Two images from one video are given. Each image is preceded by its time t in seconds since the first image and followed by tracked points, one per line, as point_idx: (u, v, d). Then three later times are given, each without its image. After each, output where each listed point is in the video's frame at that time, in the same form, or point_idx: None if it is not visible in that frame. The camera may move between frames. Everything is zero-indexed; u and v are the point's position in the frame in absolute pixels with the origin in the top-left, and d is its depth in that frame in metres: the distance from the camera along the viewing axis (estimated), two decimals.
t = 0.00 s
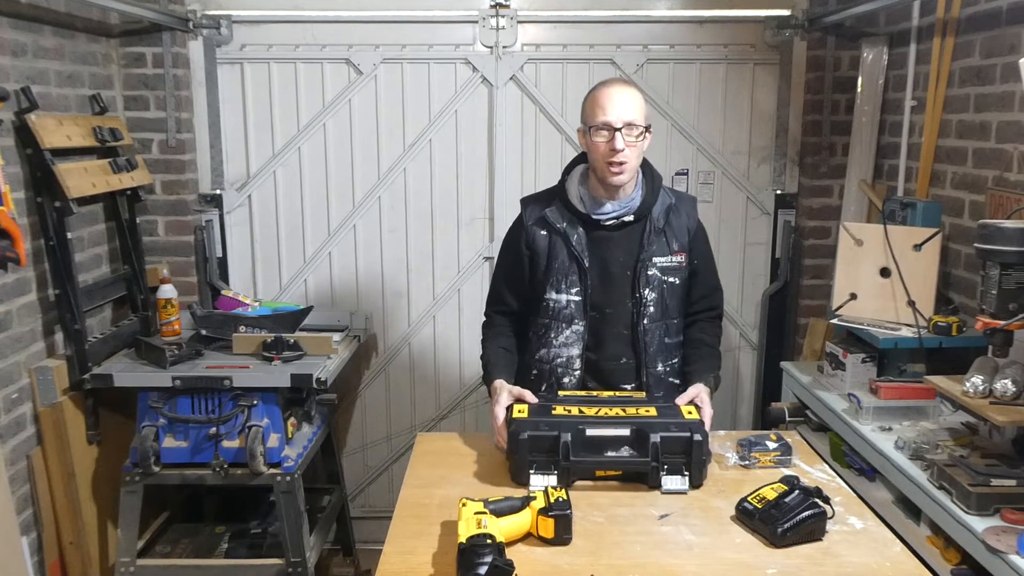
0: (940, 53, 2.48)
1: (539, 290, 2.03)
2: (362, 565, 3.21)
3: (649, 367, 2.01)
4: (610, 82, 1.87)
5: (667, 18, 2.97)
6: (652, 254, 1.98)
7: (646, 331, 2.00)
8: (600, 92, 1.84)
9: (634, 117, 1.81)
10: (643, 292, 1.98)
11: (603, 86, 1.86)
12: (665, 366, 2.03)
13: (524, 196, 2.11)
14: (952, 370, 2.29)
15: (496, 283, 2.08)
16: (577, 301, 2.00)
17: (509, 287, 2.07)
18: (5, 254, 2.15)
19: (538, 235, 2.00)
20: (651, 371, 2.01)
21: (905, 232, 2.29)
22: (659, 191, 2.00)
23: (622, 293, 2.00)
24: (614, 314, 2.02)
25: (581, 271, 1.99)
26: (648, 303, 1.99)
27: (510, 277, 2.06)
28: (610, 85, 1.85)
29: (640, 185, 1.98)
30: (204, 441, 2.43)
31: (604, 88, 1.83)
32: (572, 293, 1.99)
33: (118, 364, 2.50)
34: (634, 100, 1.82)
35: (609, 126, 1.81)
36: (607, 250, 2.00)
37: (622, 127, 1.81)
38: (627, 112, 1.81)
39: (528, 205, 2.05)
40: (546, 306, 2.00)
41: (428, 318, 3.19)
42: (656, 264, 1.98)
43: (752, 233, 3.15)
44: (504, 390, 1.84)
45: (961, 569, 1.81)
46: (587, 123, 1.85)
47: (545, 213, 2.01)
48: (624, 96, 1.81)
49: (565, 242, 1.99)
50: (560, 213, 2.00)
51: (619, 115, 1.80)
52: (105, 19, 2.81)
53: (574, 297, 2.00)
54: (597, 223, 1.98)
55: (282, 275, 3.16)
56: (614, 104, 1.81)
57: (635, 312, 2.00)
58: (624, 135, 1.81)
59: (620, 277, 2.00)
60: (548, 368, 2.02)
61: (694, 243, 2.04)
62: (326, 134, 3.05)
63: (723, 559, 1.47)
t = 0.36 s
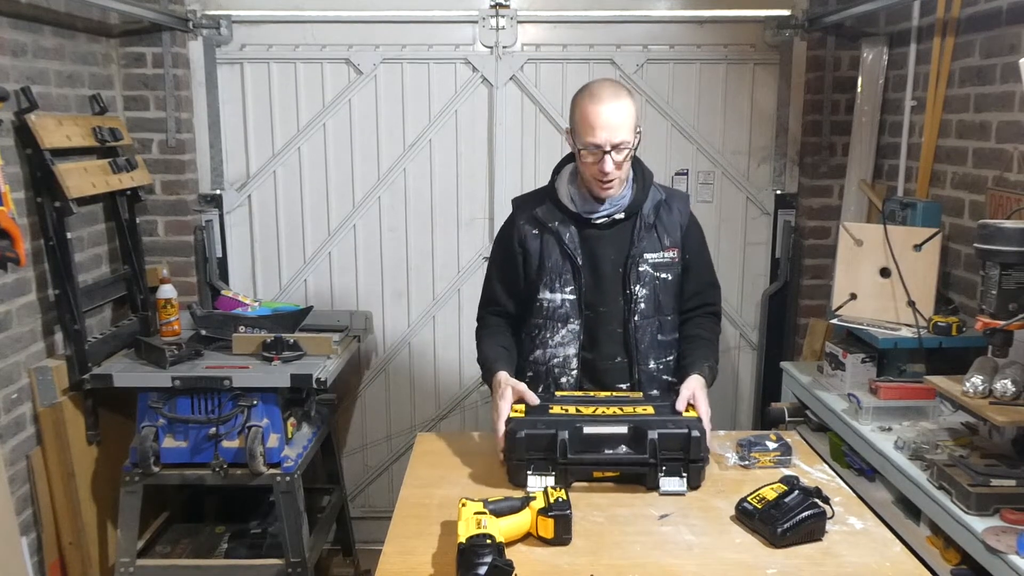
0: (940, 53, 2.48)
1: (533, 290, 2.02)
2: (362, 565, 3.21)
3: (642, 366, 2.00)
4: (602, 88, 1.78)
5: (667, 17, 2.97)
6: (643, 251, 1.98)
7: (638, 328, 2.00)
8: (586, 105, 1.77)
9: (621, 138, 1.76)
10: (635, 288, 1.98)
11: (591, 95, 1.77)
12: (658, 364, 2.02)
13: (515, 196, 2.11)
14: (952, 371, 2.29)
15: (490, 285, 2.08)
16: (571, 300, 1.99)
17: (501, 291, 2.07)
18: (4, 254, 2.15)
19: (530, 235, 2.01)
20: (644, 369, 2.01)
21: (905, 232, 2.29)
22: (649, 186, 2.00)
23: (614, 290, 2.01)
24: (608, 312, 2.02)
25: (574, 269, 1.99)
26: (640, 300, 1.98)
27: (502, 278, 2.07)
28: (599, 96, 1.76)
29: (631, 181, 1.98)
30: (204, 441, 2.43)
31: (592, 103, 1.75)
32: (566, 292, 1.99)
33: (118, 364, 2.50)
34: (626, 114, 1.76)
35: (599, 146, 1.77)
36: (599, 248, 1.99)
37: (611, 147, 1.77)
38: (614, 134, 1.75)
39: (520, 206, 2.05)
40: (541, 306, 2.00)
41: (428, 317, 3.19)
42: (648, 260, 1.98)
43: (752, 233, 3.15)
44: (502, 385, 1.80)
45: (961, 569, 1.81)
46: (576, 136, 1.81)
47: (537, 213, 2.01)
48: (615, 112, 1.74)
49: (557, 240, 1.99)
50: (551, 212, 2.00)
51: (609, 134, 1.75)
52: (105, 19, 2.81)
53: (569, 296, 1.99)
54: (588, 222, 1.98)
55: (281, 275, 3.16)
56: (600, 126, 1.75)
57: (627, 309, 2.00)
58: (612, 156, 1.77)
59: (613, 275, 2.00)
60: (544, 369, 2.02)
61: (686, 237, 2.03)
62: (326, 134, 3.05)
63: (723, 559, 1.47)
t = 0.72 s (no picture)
0: (940, 53, 2.48)
1: (531, 292, 2.02)
2: (362, 565, 3.21)
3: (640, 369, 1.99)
4: (604, 106, 1.76)
5: (667, 17, 2.97)
6: (642, 256, 1.96)
7: (637, 333, 1.98)
8: (589, 125, 1.75)
9: (624, 158, 1.75)
10: (634, 293, 1.97)
11: (594, 113, 1.75)
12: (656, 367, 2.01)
13: (514, 197, 2.10)
14: (952, 370, 2.29)
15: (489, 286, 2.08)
16: (568, 303, 1.99)
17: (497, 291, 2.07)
18: (4, 254, 2.15)
19: (527, 237, 2.00)
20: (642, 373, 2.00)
21: (905, 232, 2.29)
22: (649, 191, 1.98)
23: (613, 295, 1.99)
24: (605, 317, 2.00)
25: (572, 273, 1.98)
26: (638, 305, 1.97)
27: (500, 276, 2.07)
28: (602, 115, 1.74)
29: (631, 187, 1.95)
30: (204, 441, 2.43)
31: (595, 124, 1.73)
32: (563, 295, 1.99)
33: (118, 364, 2.50)
34: (628, 136, 1.74)
35: (601, 167, 1.76)
36: (598, 253, 1.97)
37: (614, 168, 1.76)
38: (617, 154, 1.74)
39: (518, 208, 2.04)
40: (538, 309, 1.99)
41: (428, 318, 3.19)
42: (647, 265, 1.97)
43: (752, 234, 3.15)
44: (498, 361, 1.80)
45: (961, 569, 1.81)
46: (579, 153, 1.79)
47: (536, 216, 2.00)
48: (620, 135, 1.73)
49: (555, 244, 1.97)
50: (549, 215, 1.98)
51: (611, 157, 1.74)
52: (105, 19, 2.81)
53: (565, 300, 1.99)
54: (585, 227, 1.96)
55: (281, 276, 3.16)
56: (604, 148, 1.73)
57: (626, 314, 1.99)
58: (614, 177, 1.76)
59: (611, 280, 1.98)
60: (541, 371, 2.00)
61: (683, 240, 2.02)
62: (326, 134, 3.05)
63: (723, 559, 1.47)
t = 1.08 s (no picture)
0: (940, 53, 2.48)
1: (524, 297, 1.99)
2: (362, 565, 3.21)
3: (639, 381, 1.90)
4: (600, 122, 1.75)
5: (667, 18, 2.97)
6: (637, 261, 1.92)
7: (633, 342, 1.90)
8: (586, 143, 1.75)
9: (620, 178, 1.76)
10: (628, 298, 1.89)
11: (592, 131, 1.75)
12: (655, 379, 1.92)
13: (509, 199, 2.08)
14: (952, 370, 2.29)
15: (486, 286, 2.10)
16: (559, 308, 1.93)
17: (499, 294, 2.10)
18: (4, 254, 2.15)
19: (521, 239, 1.98)
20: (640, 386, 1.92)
21: (905, 232, 2.29)
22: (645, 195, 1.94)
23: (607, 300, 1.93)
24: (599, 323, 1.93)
25: (564, 277, 1.94)
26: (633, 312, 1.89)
27: (497, 283, 2.10)
28: (601, 134, 1.74)
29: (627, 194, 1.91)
30: (204, 441, 2.43)
31: (593, 144, 1.73)
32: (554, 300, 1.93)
33: (118, 364, 2.50)
34: (624, 154, 1.74)
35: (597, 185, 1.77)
36: (592, 257, 1.95)
37: (608, 186, 1.77)
38: (614, 174, 1.75)
39: (513, 211, 2.03)
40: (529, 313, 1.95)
41: (428, 318, 3.19)
42: (641, 269, 1.90)
43: (752, 234, 3.15)
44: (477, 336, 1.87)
45: (961, 569, 1.81)
46: (574, 168, 1.79)
47: (529, 219, 1.97)
48: (615, 153, 1.73)
49: (548, 247, 1.95)
50: (543, 218, 1.96)
51: (607, 176, 1.75)
52: (105, 19, 2.81)
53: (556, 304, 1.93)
54: (578, 231, 1.94)
55: (281, 276, 3.16)
56: (601, 167, 1.74)
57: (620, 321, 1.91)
58: (609, 195, 1.78)
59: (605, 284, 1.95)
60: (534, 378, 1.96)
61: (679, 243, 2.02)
62: (326, 134, 3.05)
63: (723, 559, 1.47)
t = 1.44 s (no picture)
0: (940, 53, 2.48)
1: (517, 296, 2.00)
2: (362, 565, 3.21)
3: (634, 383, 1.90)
4: (591, 138, 1.75)
5: (667, 17, 2.97)
6: (628, 264, 1.94)
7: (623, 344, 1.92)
8: (578, 160, 1.74)
9: (611, 193, 1.77)
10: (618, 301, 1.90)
11: (584, 148, 1.74)
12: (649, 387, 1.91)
13: (505, 197, 2.07)
14: (953, 370, 2.29)
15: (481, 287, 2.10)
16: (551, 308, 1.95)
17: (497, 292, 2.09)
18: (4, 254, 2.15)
19: (515, 237, 1.97)
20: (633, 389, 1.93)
21: (905, 231, 2.29)
22: (639, 199, 1.92)
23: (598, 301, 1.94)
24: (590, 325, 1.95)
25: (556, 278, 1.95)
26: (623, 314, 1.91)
27: (493, 280, 2.09)
28: (593, 151, 1.73)
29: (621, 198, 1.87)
30: (204, 441, 2.42)
31: (585, 161, 1.73)
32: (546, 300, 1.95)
33: (118, 364, 2.50)
34: (614, 171, 1.74)
35: (588, 200, 1.78)
36: (584, 259, 1.93)
37: (599, 202, 1.79)
38: (605, 190, 1.76)
39: (508, 209, 2.01)
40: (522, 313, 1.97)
41: (428, 318, 3.19)
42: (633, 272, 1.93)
43: (752, 234, 3.15)
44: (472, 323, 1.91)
45: (961, 569, 1.81)
46: (567, 183, 1.81)
47: (523, 218, 1.96)
48: (605, 172, 1.73)
49: (541, 248, 1.95)
50: (537, 218, 1.95)
51: (599, 192, 1.76)
52: (105, 19, 2.81)
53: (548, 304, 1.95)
54: (570, 233, 1.91)
55: (281, 275, 3.16)
56: (592, 184, 1.74)
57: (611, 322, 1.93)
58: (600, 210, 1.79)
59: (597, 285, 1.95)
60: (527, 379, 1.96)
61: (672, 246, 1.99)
62: (326, 134, 3.05)
63: (723, 559, 1.47)
